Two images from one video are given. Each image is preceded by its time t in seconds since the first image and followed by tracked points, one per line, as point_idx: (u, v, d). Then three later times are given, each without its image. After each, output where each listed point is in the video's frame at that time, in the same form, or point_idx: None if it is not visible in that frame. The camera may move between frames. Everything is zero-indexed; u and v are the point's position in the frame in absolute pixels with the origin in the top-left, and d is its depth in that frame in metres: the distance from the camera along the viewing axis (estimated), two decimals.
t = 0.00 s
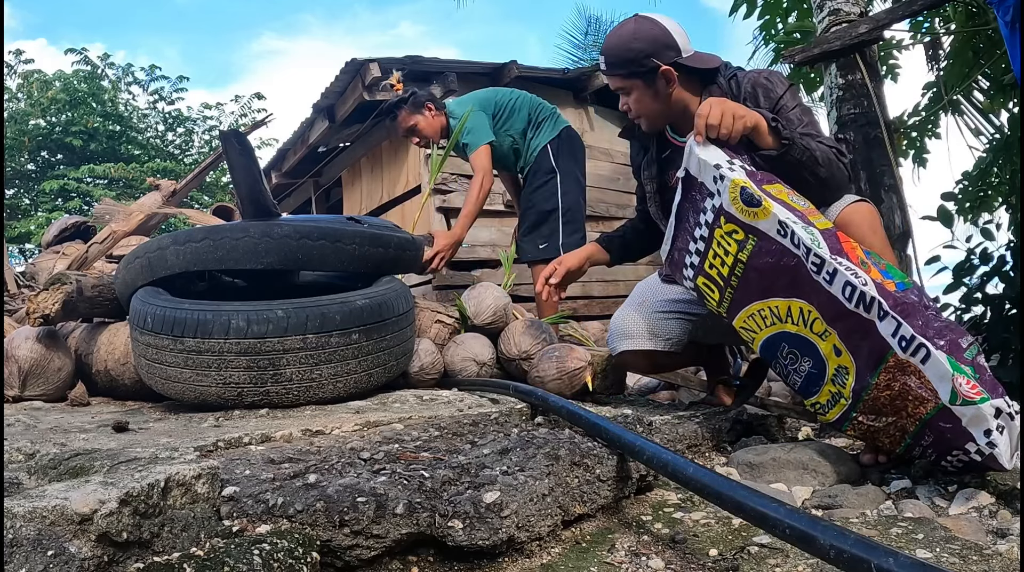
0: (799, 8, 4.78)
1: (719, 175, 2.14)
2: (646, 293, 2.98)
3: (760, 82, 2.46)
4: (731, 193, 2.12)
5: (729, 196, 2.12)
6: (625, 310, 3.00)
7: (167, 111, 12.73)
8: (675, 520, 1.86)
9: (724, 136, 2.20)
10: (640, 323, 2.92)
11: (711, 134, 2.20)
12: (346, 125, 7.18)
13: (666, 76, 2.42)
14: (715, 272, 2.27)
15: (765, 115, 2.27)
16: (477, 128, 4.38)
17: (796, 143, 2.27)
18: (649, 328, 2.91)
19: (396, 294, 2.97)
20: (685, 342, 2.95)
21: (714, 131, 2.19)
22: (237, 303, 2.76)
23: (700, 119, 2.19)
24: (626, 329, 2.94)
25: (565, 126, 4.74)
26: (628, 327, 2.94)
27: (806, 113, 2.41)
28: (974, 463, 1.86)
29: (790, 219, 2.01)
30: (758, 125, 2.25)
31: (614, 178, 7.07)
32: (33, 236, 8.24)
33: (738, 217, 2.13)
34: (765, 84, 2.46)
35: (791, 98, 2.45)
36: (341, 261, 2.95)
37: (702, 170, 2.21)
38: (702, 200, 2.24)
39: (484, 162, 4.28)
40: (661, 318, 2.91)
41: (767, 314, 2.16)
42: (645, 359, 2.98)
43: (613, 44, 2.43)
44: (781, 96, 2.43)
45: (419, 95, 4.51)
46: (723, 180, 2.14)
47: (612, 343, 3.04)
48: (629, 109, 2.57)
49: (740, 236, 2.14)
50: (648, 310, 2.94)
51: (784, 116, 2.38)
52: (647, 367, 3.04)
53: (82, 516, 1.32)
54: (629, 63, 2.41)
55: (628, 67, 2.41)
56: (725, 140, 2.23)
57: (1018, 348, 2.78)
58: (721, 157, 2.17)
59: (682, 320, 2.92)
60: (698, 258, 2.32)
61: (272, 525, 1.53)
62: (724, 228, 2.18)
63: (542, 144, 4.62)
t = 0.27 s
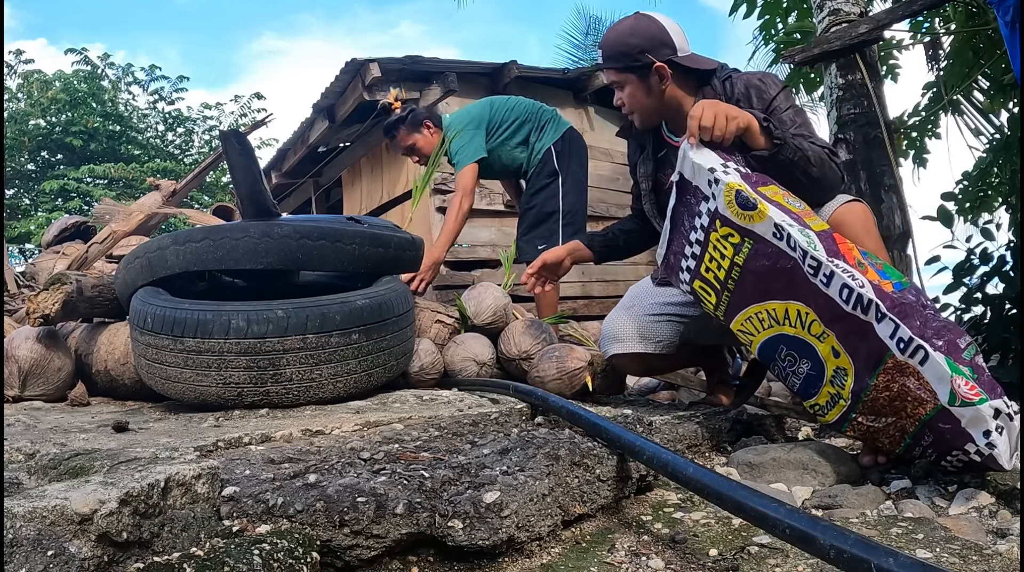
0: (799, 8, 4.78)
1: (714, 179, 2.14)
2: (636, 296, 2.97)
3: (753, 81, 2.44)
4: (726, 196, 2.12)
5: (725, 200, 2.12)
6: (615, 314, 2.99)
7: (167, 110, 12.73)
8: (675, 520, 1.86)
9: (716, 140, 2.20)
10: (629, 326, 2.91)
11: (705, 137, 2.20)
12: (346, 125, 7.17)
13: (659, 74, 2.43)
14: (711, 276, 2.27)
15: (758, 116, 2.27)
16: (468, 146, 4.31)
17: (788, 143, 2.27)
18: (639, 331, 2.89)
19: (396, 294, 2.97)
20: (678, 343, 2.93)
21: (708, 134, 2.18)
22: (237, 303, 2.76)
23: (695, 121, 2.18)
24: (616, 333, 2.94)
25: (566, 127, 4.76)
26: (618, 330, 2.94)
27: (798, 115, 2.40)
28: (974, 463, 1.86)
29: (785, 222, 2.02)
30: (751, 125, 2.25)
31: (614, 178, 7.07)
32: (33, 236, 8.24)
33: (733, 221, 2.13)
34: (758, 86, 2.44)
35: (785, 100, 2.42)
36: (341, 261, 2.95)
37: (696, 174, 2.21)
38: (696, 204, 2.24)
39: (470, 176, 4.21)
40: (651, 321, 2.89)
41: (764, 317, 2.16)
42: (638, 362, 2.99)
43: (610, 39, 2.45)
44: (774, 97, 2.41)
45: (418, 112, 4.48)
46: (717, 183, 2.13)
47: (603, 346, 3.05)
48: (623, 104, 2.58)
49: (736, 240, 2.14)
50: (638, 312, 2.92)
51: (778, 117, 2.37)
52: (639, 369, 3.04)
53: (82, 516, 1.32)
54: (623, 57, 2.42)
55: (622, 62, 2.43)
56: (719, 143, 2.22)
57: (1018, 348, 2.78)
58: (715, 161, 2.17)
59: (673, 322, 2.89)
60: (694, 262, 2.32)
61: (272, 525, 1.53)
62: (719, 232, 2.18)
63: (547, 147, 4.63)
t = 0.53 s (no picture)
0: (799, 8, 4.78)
1: (717, 178, 2.14)
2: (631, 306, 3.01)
3: (750, 83, 2.47)
4: (728, 195, 2.12)
5: (727, 199, 2.12)
6: (611, 324, 3.01)
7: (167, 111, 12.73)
8: (675, 520, 1.86)
9: (722, 139, 2.22)
10: (627, 335, 2.93)
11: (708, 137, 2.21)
12: (346, 125, 7.17)
13: (657, 70, 2.43)
14: (712, 276, 2.27)
15: (758, 113, 2.29)
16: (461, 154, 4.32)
17: (785, 137, 2.32)
18: (637, 340, 2.92)
19: (396, 294, 2.97)
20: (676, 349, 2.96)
21: (712, 133, 2.19)
22: (237, 303, 2.76)
23: (699, 119, 2.20)
24: (612, 343, 2.94)
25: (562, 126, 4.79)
26: (614, 341, 2.94)
27: (797, 115, 2.41)
28: (974, 463, 1.87)
29: (788, 221, 2.01)
30: (751, 123, 2.27)
31: (614, 178, 7.07)
32: (33, 236, 8.26)
33: (735, 220, 2.12)
34: (755, 87, 2.46)
35: (783, 100, 2.43)
36: (341, 261, 2.95)
37: (699, 173, 2.20)
38: (699, 203, 2.24)
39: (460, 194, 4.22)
40: (648, 329, 2.93)
41: (765, 317, 2.16)
42: (635, 371, 2.99)
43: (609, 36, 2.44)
44: (773, 97, 2.42)
45: (415, 127, 4.44)
46: (720, 182, 2.13)
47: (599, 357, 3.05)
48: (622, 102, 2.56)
49: (738, 239, 2.14)
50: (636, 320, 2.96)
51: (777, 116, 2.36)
52: (637, 377, 3.04)
53: (82, 516, 1.32)
54: (623, 53, 2.42)
55: (622, 59, 2.43)
56: (723, 141, 2.23)
57: (1018, 348, 2.78)
58: (719, 159, 2.17)
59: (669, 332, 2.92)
60: (695, 262, 2.32)
61: (272, 525, 1.53)
62: (721, 231, 2.17)
63: (545, 147, 4.65)
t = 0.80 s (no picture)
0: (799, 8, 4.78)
1: (723, 174, 2.14)
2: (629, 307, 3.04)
3: (751, 86, 2.47)
4: (734, 192, 2.11)
5: (733, 195, 2.12)
6: (609, 324, 3.02)
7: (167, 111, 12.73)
8: (675, 520, 1.86)
9: (731, 136, 2.25)
10: (624, 336, 2.95)
11: (717, 132, 2.23)
12: (346, 125, 7.17)
13: (660, 68, 2.41)
14: (717, 272, 2.27)
15: (764, 112, 2.30)
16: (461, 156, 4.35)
17: (790, 138, 2.33)
18: (634, 341, 2.94)
19: (396, 294, 2.97)
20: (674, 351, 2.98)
21: (722, 130, 2.22)
22: (237, 302, 2.76)
23: (709, 117, 2.22)
24: (610, 344, 2.95)
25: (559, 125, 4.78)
26: (612, 341, 2.95)
27: (797, 120, 2.41)
28: (975, 462, 1.87)
29: (793, 218, 2.01)
30: (757, 123, 2.27)
31: (614, 178, 7.07)
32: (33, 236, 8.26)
33: (741, 216, 2.12)
34: (756, 90, 2.46)
35: (783, 105, 2.43)
36: (341, 261, 2.95)
37: (705, 170, 2.21)
38: (704, 199, 2.24)
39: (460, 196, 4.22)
40: (646, 331, 2.96)
41: (768, 313, 2.17)
42: (632, 372, 2.99)
43: (612, 34, 2.41)
44: (773, 100, 2.42)
45: (413, 129, 4.39)
46: (726, 179, 2.14)
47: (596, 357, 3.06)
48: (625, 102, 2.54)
49: (742, 235, 2.14)
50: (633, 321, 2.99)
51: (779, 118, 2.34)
52: (634, 378, 3.04)
53: (82, 516, 1.32)
54: (627, 51, 2.40)
55: (624, 57, 2.41)
56: (733, 139, 2.26)
57: (1018, 348, 2.78)
58: (725, 156, 2.17)
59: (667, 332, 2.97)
60: (700, 258, 2.32)
61: (272, 525, 1.53)
62: (726, 228, 2.18)
63: (540, 147, 4.64)
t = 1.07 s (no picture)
0: (799, 8, 4.78)
1: (722, 176, 2.15)
2: (634, 296, 2.97)
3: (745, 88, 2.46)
4: (733, 193, 2.12)
5: (732, 197, 2.13)
6: (613, 313, 2.98)
7: (167, 111, 12.74)
8: (675, 520, 1.86)
9: (729, 137, 2.23)
10: (626, 325, 2.90)
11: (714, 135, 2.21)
12: (346, 125, 7.17)
13: (658, 73, 2.44)
14: (716, 273, 2.27)
15: (763, 115, 2.31)
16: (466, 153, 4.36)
17: (788, 140, 2.32)
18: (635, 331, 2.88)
19: (396, 294, 2.97)
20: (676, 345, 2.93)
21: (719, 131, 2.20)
22: (237, 302, 2.76)
23: (707, 119, 2.20)
24: (612, 332, 2.91)
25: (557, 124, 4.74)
26: (614, 330, 2.91)
27: (795, 120, 2.40)
28: (975, 463, 1.86)
29: (791, 219, 2.02)
30: (754, 124, 2.27)
31: (614, 178, 7.07)
32: (33, 236, 8.26)
33: (740, 218, 2.13)
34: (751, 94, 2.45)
35: (781, 107, 2.43)
36: (341, 261, 2.95)
37: (704, 171, 2.22)
38: (704, 201, 2.24)
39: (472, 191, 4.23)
40: (649, 321, 2.89)
41: (767, 315, 2.16)
42: (632, 362, 2.95)
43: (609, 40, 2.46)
44: (771, 102, 2.42)
45: (414, 128, 4.45)
46: (725, 180, 2.14)
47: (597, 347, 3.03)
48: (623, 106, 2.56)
49: (741, 237, 2.14)
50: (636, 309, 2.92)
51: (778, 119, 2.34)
52: (635, 370, 3.00)
53: (82, 516, 1.32)
54: (625, 57, 2.43)
55: (624, 63, 2.43)
56: (731, 140, 2.24)
57: (1018, 348, 2.78)
58: (724, 158, 2.17)
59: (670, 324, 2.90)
60: (699, 260, 2.32)
61: (272, 525, 1.53)
62: (725, 229, 2.18)
63: (537, 146, 4.62)
